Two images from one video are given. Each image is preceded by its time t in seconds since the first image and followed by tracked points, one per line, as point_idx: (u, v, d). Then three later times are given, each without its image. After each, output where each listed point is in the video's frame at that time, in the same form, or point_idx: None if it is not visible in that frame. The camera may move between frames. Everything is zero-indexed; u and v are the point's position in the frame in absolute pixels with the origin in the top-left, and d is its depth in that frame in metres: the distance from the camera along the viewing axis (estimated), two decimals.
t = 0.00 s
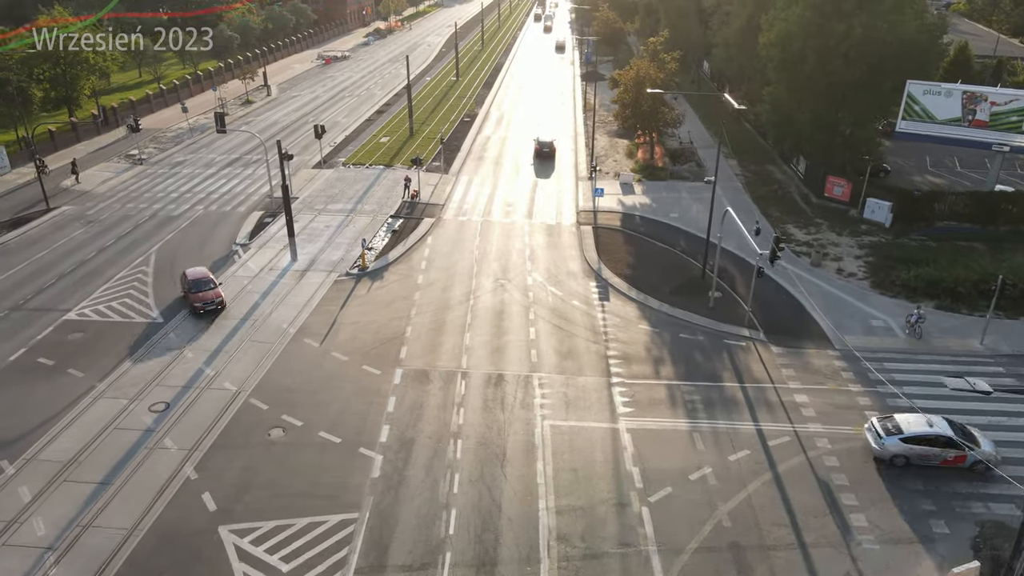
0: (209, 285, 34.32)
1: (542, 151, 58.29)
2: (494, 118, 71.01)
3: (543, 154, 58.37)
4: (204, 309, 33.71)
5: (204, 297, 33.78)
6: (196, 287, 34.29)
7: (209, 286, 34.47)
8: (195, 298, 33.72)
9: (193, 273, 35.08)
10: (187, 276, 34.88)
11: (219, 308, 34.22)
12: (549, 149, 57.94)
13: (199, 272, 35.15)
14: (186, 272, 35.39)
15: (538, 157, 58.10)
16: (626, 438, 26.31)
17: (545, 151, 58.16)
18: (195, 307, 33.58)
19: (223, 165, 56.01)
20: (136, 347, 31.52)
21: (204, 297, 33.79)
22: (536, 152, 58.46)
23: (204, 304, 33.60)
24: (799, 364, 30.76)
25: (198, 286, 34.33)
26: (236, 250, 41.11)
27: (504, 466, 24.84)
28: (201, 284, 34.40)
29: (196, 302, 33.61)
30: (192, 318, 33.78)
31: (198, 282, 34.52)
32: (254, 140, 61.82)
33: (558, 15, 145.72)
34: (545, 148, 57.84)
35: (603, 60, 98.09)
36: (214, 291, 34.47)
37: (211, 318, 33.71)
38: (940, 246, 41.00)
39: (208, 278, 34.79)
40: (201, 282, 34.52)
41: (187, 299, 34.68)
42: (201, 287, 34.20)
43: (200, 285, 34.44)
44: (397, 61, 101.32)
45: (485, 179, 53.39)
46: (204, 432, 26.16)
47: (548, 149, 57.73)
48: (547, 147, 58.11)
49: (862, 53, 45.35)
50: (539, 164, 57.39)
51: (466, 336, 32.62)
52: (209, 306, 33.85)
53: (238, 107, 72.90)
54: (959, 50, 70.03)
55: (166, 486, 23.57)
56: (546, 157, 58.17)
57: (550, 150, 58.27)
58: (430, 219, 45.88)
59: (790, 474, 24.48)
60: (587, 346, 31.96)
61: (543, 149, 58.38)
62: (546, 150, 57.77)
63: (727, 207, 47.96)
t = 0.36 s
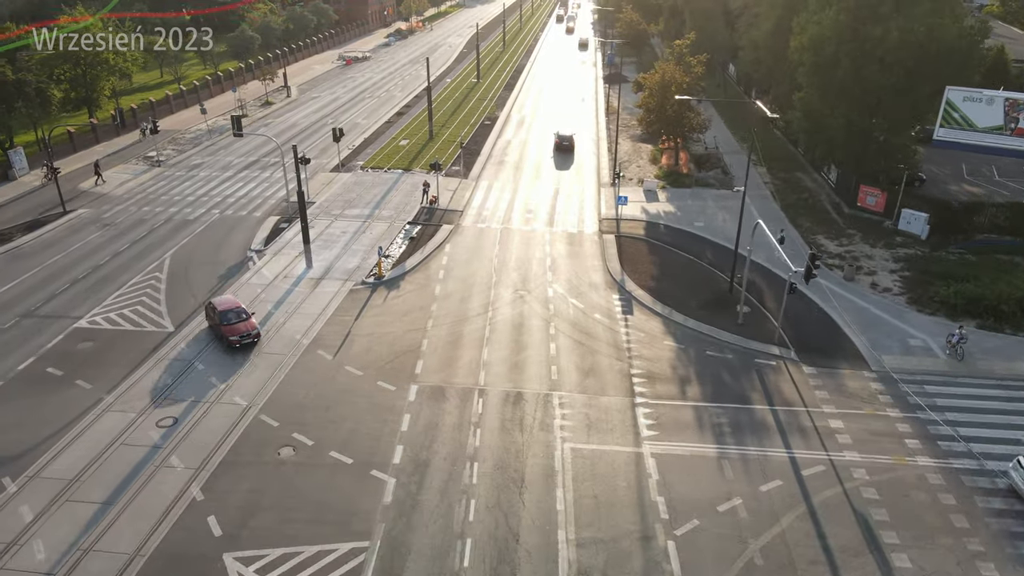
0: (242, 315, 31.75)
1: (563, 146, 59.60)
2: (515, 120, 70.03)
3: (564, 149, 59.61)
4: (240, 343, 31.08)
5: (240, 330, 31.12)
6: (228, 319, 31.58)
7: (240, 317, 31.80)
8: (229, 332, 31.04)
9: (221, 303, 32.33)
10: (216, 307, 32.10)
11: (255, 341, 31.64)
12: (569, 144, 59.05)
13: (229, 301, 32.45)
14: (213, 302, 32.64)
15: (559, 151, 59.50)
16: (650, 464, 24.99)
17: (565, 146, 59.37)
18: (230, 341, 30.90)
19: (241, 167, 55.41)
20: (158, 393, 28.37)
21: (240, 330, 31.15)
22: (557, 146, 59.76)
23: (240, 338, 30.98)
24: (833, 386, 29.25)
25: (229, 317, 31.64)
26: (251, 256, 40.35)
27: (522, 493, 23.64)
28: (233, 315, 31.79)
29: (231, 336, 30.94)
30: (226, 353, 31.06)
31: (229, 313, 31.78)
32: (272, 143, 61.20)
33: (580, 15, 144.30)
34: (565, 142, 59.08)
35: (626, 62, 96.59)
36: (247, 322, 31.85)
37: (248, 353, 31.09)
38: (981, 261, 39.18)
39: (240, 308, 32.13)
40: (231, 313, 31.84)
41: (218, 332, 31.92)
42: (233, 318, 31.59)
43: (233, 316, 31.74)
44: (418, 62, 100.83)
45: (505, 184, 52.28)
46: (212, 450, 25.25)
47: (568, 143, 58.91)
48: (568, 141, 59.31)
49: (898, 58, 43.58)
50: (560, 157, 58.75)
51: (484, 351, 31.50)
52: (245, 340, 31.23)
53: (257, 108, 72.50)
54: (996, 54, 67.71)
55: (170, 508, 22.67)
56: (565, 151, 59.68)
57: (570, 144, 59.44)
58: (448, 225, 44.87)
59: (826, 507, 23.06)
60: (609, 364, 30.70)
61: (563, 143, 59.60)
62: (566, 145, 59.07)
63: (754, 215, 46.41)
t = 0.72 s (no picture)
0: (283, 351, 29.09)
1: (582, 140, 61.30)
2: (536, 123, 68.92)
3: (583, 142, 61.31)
4: (286, 382, 28.41)
5: (284, 367, 28.47)
6: (268, 357, 28.89)
7: (281, 354, 29.13)
8: (274, 371, 28.35)
9: (258, 339, 29.61)
10: (254, 343, 29.36)
11: (300, 378, 29.05)
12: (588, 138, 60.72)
13: (265, 337, 29.75)
14: (248, 338, 29.85)
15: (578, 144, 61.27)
16: (675, 492, 23.70)
17: (585, 140, 60.98)
18: (275, 381, 28.19)
19: (258, 170, 54.75)
20: (193, 447, 25.33)
21: (285, 367, 28.51)
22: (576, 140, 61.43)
23: (286, 376, 28.32)
24: (868, 410, 27.74)
25: (269, 355, 28.93)
26: (265, 263, 39.53)
27: (540, 522, 22.43)
28: (272, 351, 29.09)
29: (276, 375, 28.26)
30: (269, 393, 28.35)
31: (268, 351, 29.06)
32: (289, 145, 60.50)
33: (603, 16, 142.66)
34: (584, 136, 60.72)
35: (649, 64, 95.02)
36: (289, 358, 29.25)
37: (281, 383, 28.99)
38: None
39: (279, 343, 29.46)
40: (271, 349, 29.13)
41: (257, 372, 29.15)
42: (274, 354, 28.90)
43: (273, 353, 29.07)
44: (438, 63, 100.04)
45: (525, 190, 51.13)
46: (219, 469, 24.35)
47: (587, 137, 60.51)
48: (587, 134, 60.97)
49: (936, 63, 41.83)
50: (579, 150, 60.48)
51: (501, 366, 30.33)
52: (291, 378, 28.60)
53: (276, 110, 71.97)
54: None
55: (173, 532, 21.76)
56: (585, 146, 61.43)
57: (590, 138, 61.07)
58: (466, 232, 43.81)
59: (864, 545, 21.62)
60: (632, 382, 29.42)
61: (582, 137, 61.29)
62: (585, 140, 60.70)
63: (783, 225, 44.82)
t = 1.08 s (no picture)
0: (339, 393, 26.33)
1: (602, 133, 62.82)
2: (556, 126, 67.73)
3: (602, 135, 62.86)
4: (347, 428, 25.74)
5: (343, 412, 25.79)
6: (323, 402, 26.11)
7: (336, 396, 26.41)
8: (333, 417, 25.65)
9: (308, 382, 26.80)
10: (304, 386, 26.55)
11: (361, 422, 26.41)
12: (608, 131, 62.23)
13: (315, 379, 26.96)
14: (295, 381, 27.03)
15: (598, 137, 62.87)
16: (702, 524, 22.37)
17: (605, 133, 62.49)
18: (336, 429, 25.52)
19: (274, 173, 54.00)
20: (246, 515, 22.46)
21: (344, 412, 25.82)
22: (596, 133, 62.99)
23: (348, 422, 25.66)
24: (907, 437, 26.20)
25: (324, 399, 26.15)
26: (278, 270, 38.64)
27: (558, 555, 21.22)
28: (327, 395, 26.33)
29: (336, 421, 25.57)
30: (326, 441, 25.72)
31: (322, 394, 26.28)
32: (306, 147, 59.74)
33: (625, 16, 140.84)
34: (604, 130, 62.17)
35: (672, 66, 93.28)
36: (345, 400, 26.56)
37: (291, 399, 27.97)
38: None
39: (333, 386, 26.70)
40: (325, 393, 26.37)
41: (311, 418, 26.41)
42: (330, 399, 26.15)
43: (328, 397, 26.30)
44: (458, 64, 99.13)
45: (545, 196, 49.90)
46: (225, 491, 23.38)
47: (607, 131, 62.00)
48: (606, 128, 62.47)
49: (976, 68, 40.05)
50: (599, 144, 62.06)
51: (519, 384, 29.12)
52: (351, 423, 25.94)
53: (294, 111, 71.29)
54: None
55: (175, 558, 20.83)
56: (605, 139, 62.79)
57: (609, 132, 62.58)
58: (484, 240, 42.68)
59: None
60: (656, 402, 28.11)
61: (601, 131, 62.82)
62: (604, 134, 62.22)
63: (813, 236, 43.15)
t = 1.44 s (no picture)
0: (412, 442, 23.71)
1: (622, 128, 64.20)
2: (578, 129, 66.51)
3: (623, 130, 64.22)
4: (427, 480, 23.22)
5: (421, 463, 23.22)
6: (396, 452, 23.50)
7: (409, 445, 23.81)
8: (411, 469, 23.09)
9: (375, 431, 24.12)
10: (372, 437, 23.90)
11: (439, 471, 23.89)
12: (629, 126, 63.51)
13: (380, 427, 24.29)
14: (359, 432, 24.28)
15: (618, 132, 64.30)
16: (733, 560, 21.03)
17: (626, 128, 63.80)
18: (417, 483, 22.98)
19: (291, 177, 53.26)
20: None
21: (423, 463, 23.28)
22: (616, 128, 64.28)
23: (428, 473, 23.12)
24: (952, 467, 24.65)
25: (396, 450, 23.54)
26: (292, 278, 37.77)
27: None
28: (400, 445, 23.70)
29: (416, 474, 23.01)
30: (402, 497, 23.15)
31: (393, 445, 23.66)
32: (324, 150, 59.00)
33: (648, 17, 138.86)
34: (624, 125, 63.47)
35: (696, 69, 91.49)
36: (419, 448, 23.93)
37: (302, 416, 26.98)
38: None
39: (403, 434, 24.06)
40: (396, 443, 23.73)
41: (383, 472, 23.78)
42: (404, 450, 23.53)
43: (400, 446, 23.69)
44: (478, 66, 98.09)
45: (567, 202, 48.68)
46: (230, 513, 22.43)
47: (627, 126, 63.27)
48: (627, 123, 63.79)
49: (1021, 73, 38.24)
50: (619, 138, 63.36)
51: (538, 403, 27.91)
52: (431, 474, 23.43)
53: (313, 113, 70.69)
54: None
55: None
56: (626, 134, 64.08)
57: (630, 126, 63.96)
58: (504, 248, 41.54)
59: None
60: (681, 425, 26.79)
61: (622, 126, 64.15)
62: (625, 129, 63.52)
63: (845, 248, 41.44)
